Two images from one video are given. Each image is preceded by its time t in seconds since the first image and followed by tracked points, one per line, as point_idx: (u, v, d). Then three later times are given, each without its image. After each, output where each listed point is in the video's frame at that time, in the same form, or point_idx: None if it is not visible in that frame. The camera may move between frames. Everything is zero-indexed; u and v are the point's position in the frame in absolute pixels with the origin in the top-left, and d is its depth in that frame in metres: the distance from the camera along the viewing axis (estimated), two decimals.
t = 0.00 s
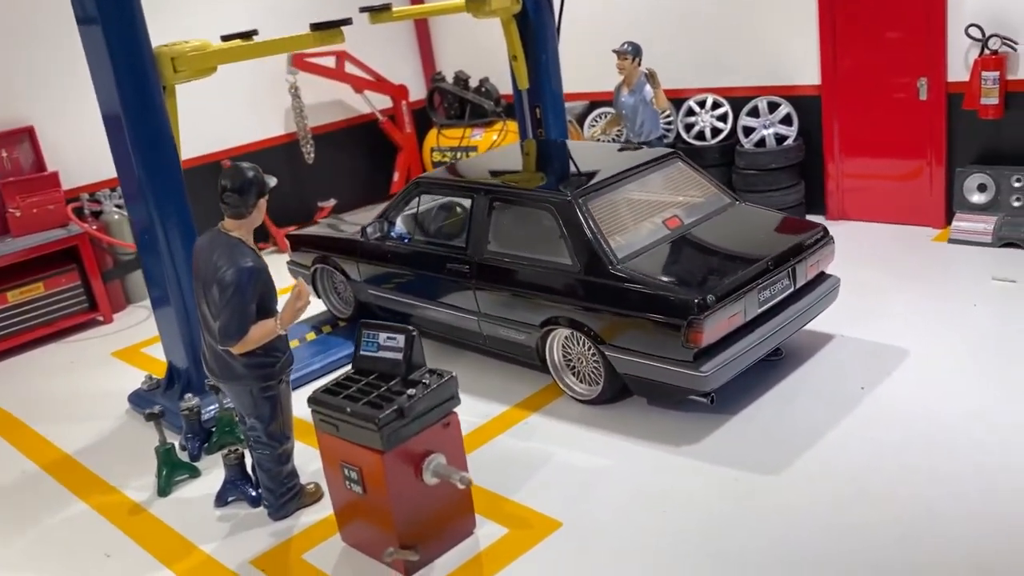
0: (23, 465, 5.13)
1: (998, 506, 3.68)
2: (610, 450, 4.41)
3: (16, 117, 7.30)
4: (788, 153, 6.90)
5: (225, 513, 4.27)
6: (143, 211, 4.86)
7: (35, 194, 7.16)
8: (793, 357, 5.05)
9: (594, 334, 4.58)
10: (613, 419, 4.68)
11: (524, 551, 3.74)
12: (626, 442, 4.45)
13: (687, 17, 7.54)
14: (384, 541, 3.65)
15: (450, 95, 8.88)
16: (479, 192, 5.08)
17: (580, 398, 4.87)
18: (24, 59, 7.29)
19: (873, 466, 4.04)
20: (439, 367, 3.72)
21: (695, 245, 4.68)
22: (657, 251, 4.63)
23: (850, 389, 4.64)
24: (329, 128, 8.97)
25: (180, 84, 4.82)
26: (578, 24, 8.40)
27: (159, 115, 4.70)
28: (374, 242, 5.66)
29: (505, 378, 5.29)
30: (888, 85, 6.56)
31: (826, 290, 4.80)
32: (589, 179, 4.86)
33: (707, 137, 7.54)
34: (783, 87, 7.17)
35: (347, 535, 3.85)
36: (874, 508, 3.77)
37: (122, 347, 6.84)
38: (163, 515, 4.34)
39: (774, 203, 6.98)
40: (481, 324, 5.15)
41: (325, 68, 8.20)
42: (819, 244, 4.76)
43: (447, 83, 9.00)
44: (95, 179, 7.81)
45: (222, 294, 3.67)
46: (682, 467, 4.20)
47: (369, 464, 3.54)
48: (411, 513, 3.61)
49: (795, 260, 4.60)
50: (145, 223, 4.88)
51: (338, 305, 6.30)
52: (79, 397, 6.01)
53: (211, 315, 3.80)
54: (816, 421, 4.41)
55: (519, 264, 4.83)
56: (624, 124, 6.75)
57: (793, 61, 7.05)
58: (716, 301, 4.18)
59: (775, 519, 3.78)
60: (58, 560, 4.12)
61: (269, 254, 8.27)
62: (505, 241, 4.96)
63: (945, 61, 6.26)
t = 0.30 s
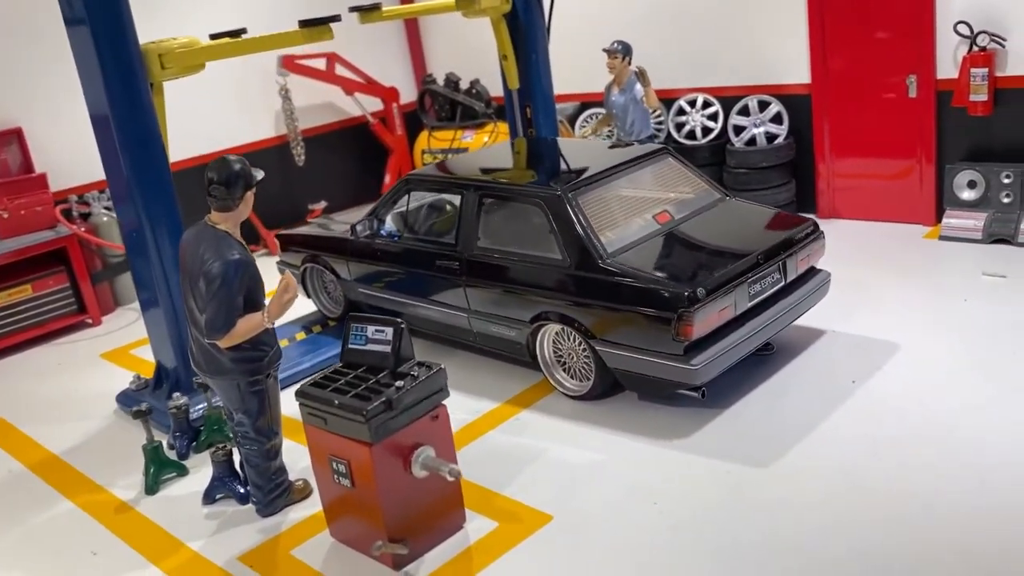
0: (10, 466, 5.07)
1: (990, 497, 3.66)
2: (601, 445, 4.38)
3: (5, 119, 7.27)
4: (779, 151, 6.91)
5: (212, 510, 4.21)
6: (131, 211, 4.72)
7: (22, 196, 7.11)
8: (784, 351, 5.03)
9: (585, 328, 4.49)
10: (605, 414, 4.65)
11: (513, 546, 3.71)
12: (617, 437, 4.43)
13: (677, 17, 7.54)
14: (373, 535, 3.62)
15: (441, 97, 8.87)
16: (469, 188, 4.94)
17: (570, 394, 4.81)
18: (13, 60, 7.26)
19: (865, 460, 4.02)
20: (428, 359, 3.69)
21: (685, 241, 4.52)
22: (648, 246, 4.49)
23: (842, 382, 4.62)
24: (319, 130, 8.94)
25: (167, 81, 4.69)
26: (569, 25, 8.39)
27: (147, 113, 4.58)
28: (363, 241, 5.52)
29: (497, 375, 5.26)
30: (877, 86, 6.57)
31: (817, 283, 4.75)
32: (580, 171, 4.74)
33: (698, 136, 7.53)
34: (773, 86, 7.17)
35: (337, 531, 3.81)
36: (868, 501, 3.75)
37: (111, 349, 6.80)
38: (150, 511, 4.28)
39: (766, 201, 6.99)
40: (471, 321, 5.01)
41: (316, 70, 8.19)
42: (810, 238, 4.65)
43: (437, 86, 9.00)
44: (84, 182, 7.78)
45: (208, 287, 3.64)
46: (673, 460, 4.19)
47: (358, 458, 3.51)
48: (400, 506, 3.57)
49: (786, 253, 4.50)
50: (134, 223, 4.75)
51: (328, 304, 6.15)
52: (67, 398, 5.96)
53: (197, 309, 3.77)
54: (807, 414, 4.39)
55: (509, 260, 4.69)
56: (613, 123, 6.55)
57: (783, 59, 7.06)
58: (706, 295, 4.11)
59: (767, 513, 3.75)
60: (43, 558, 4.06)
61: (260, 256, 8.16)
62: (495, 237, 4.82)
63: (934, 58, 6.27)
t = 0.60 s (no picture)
0: None
1: (997, 499, 3.56)
2: (597, 448, 4.26)
3: None
4: (778, 150, 6.80)
5: (195, 517, 3.98)
6: (111, 213, 4.54)
7: None
8: (783, 351, 4.91)
9: (579, 329, 4.36)
10: (602, 416, 4.51)
11: (505, 551, 3.59)
12: (614, 440, 4.31)
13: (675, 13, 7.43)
14: (362, 540, 3.49)
15: (431, 95, 8.74)
16: (460, 185, 4.77)
17: (565, 395, 4.66)
18: None
19: (872, 463, 3.89)
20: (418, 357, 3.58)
21: (681, 241, 4.37)
22: (644, 243, 4.37)
23: (844, 384, 4.49)
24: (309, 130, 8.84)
25: (148, 75, 4.49)
26: (562, 23, 8.28)
27: (129, 111, 4.40)
28: (351, 241, 5.30)
29: (489, 376, 5.12)
30: (879, 83, 6.48)
31: (818, 282, 4.61)
32: (576, 165, 4.64)
33: (695, 134, 7.44)
34: (771, 83, 7.07)
35: (324, 537, 3.67)
36: (877, 506, 3.62)
37: (90, 354, 6.63)
38: (128, 517, 4.11)
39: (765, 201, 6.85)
40: (463, 322, 4.84)
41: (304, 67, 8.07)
42: (811, 235, 4.53)
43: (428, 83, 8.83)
44: (63, 183, 7.64)
45: (191, 283, 3.52)
46: (671, 463, 4.07)
47: (346, 459, 3.39)
48: (389, 509, 3.45)
49: (786, 251, 4.38)
50: (114, 225, 4.57)
51: (315, 307, 5.88)
52: (48, 404, 5.80)
53: (179, 306, 3.65)
54: (809, 415, 4.28)
55: (501, 258, 4.54)
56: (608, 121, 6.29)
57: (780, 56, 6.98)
58: (704, 292, 4.01)
59: (773, 518, 3.62)
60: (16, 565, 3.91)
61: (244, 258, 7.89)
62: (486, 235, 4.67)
63: (937, 52, 6.18)
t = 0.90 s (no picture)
0: None
1: None
2: (598, 462, 3.98)
3: None
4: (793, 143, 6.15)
5: (162, 537, 3.65)
6: (72, 208, 4.21)
7: None
8: (801, 358, 4.59)
9: (577, 335, 4.07)
10: (607, 429, 4.22)
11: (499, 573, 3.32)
12: (616, 453, 4.03)
13: None
14: (343, 563, 3.21)
15: (419, 84, 8.10)
16: (450, 179, 4.46)
17: (563, 407, 4.35)
18: None
19: (899, 482, 3.60)
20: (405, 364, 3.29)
21: (688, 240, 4.09)
22: (648, 241, 4.09)
23: (864, 394, 4.20)
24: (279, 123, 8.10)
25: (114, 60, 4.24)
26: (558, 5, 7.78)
27: (92, 97, 4.10)
28: (332, 241, 4.88)
29: (483, 381, 4.82)
30: (901, 73, 5.88)
31: (836, 285, 4.31)
32: (574, 159, 4.33)
33: (704, 126, 6.77)
34: (785, 71, 6.41)
35: (300, 559, 3.37)
36: (903, 523, 3.36)
37: (49, 363, 6.09)
38: (87, 535, 3.75)
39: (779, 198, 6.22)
40: (453, 327, 4.51)
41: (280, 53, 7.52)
42: (829, 235, 4.25)
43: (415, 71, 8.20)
44: (19, 177, 7.01)
45: (158, 284, 3.24)
46: (678, 479, 3.80)
47: (325, 475, 3.10)
48: (373, 528, 3.17)
49: (801, 251, 4.11)
50: (74, 221, 4.23)
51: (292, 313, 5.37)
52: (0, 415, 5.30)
53: (145, 310, 3.36)
54: (826, 427, 4.00)
55: (493, 258, 4.25)
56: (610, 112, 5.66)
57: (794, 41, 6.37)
58: (713, 296, 3.75)
59: (794, 543, 3.32)
60: None
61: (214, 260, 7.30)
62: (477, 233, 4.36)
63: (964, 37, 5.60)
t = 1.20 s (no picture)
0: None
1: None
2: (597, 476, 3.77)
3: None
4: (807, 139, 5.80)
5: (131, 555, 3.43)
6: (39, 205, 4.00)
7: None
8: (812, 367, 4.36)
9: (574, 341, 3.87)
10: (608, 440, 4.01)
11: None
12: (616, 467, 3.82)
13: None
14: None
15: (410, 76, 7.41)
16: (440, 175, 4.23)
17: (559, 417, 4.14)
18: None
19: (918, 500, 3.39)
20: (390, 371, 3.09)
21: (692, 241, 3.89)
22: (650, 243, 3.89)
23: (878, 404, 4.00)
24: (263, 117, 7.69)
25: (84, 48, 4.03)
26: None
27: (62, 87, 3.90)
28: (316, 241, 4.63)
29: (477, 388, 4.60)
30: (919, 67, 5.55)
31: (850, 289, 4.11)
32: (572, 155, 4.12)
33: (711, 122, 6.39)
34: (798, 63, 6.04)
35: None
36: (920, 537, 3.18)
37: (12, 370, 5.71)
38: (52, 552, 3.53)
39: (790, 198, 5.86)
40: (443, 333, 4.29)
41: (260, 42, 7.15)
42: (842, 237, 4.05)
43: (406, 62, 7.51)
44: None
45: (129, 285, 3.04)
46: (682, 493, 3.60)
47: (305, 488, 2.89)
48: (356, 544, 2.95)
49: (812, 253, 3.91)
50: (42, 219, 4.02)
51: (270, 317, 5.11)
52: None
53: (115, 311, 3.15)
54: (837, 440, 3.79)
55: (486, 259, 4.04)
56: (611, 106, 5.44)
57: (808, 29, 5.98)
58: (718, 300, 3.55)
59: (807, 565, 3.11)
60: None
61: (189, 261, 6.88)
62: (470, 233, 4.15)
63: (987, 28, 5.29)
